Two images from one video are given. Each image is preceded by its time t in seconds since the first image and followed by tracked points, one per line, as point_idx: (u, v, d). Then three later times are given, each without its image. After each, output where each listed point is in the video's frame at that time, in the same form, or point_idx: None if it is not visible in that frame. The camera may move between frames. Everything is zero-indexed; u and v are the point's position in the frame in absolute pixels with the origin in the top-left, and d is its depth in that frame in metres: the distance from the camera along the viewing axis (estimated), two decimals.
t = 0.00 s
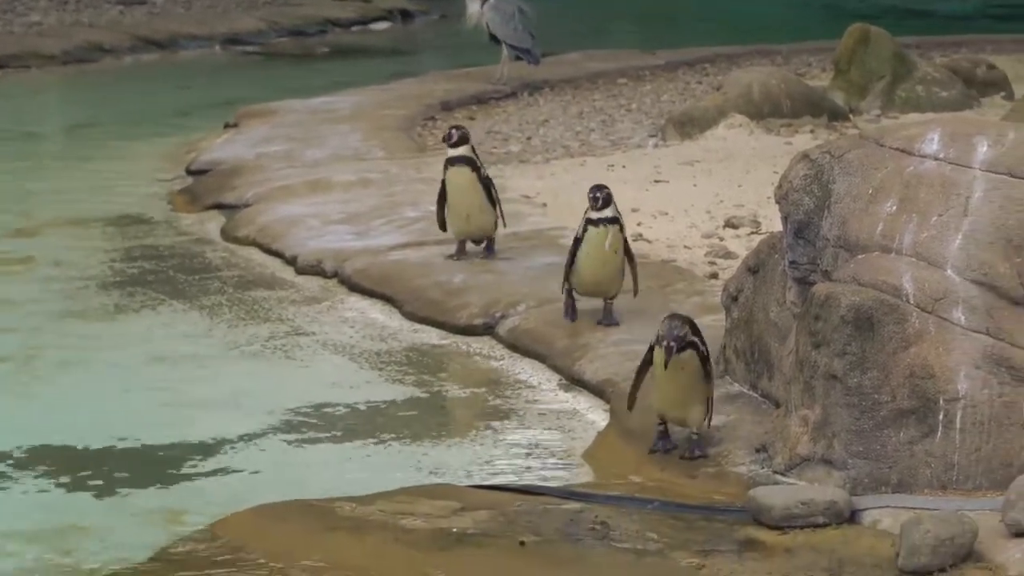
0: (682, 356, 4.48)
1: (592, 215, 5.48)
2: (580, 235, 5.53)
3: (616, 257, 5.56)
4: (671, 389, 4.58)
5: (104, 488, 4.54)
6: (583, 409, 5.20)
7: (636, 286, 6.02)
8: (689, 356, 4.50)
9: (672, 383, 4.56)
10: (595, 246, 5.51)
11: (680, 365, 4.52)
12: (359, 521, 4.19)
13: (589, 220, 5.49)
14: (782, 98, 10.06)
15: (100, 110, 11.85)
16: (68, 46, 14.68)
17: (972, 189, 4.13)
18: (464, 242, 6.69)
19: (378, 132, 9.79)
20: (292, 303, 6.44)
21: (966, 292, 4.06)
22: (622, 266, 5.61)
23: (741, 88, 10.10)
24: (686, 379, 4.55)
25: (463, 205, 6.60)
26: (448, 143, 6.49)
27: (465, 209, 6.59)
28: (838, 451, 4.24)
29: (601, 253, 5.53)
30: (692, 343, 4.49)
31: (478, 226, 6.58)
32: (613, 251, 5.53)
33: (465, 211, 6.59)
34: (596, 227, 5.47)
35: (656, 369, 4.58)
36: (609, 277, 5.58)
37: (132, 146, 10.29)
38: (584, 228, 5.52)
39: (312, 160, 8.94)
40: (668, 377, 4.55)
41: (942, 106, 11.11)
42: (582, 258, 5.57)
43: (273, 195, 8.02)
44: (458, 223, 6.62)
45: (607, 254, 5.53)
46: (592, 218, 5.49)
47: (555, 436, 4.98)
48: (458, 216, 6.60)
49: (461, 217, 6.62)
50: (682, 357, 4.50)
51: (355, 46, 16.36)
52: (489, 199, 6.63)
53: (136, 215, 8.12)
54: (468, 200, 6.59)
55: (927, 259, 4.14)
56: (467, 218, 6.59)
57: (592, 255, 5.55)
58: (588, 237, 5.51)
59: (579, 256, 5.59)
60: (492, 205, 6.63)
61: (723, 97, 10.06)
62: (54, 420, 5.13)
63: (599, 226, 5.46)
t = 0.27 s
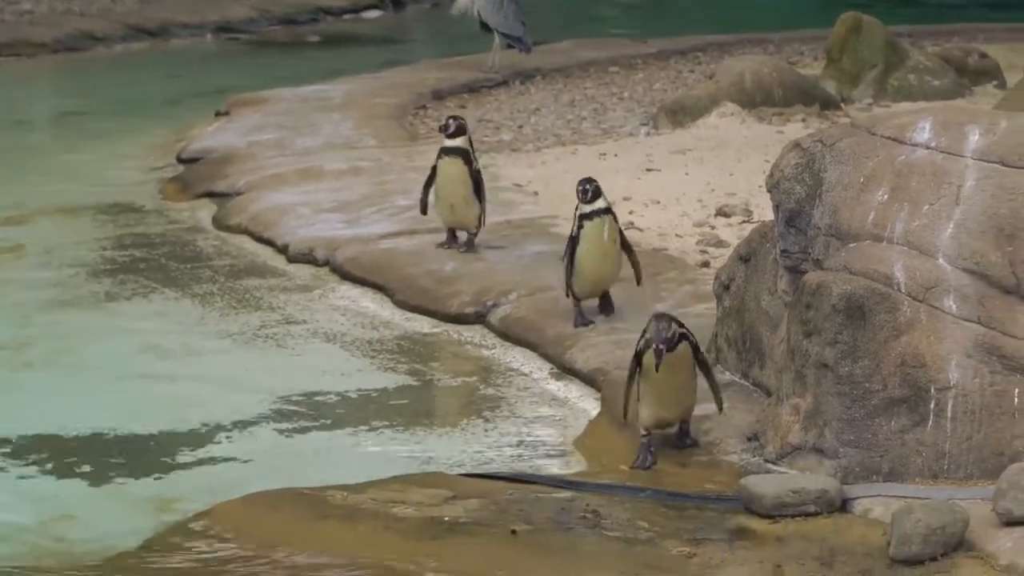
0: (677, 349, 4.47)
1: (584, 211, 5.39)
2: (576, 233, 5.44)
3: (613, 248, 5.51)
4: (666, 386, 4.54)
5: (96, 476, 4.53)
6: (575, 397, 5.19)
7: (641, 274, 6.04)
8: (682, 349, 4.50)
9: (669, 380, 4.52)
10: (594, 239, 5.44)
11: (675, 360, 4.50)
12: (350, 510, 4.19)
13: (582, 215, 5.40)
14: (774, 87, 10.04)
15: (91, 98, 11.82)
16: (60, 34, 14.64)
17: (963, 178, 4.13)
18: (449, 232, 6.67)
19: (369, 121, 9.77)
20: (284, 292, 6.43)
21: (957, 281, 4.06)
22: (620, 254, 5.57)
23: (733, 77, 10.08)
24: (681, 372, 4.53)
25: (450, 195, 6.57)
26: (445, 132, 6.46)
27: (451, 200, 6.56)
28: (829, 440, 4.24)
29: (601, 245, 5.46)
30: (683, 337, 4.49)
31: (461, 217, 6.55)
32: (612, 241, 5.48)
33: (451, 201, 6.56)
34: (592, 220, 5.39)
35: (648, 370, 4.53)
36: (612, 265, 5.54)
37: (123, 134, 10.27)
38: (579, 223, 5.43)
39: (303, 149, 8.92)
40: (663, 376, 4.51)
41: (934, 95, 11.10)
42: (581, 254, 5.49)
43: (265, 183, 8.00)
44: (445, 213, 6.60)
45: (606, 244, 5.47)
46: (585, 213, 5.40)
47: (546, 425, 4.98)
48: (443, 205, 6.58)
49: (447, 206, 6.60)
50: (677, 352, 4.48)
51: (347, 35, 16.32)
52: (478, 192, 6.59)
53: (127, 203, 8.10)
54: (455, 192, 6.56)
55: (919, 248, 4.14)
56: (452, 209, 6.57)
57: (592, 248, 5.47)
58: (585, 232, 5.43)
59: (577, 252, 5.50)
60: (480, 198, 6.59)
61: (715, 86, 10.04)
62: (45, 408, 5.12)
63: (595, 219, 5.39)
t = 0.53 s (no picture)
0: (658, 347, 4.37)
1: (600, 205, 5.28)
2: (588, 223, 5.33)
3: (619, 252, 5.37)
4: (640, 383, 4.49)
5: (92, 466, 4.53)
6: (571, 387, 5.19)
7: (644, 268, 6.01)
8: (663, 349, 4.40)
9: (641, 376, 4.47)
10: (600, 235, 5.32)
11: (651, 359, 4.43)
12: (347, 500, 4.19)
13: (597, 209, 5.29)
14: (769, 77, 10.05)
15: (86, 89, 11.80)
16: (55, 25, 14.62)
17: (959, 167, 4.13)
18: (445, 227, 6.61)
19: (365, 111, 9.76)
20: (280, 282, 6.42)
21: (952, 272, 4.07)
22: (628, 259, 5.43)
23: (729, 67, 10.08)
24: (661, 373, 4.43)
25: (443, 188, 6.52)
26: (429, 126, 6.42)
27: (445, 192, 6.51)
28: (825, 430, 4.25)
29: (605, 243, 5.34)
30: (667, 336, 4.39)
31: (458, 210, 6.50)
32: (618, 244, 5.35)
33: (446, 194, 6.51)
34: (603, 217, 5.27)
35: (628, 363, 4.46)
36: (613, 269, 5.40)
37: (119, 125, 10.25)
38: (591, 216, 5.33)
39: (299, 139, 8.91)
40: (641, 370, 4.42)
41: (929, 85, 11.10)
42: (585, 247, 5.39)
43: (261, 174, 8.00)
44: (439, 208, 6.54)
45: (611, 245, 5.34)
46: (600, 208, 5.29)
47: (542, 414, 4.97)
48: (438, 200, 6.52)
49: (442, 201, 6.54)
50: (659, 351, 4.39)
51: (342, 25, 16.30)
52: (469, 181, 6.56)
53: (123, 194, 8.09)
54: (447, 183, 6.52)
55: (914, 238, 4.15)
56: (447, 202, 6.52)
57: (596, 244, 5.36)
58: (594, 226, 5.32)
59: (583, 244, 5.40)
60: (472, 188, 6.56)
61: (711, 76, 10.04)
62: (41, 398, 5.11)
63: (606, 217, 5.26)
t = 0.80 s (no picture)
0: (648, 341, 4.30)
1: (593, 205, 5.27)
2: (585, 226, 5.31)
3: (623, 242, 5.36)
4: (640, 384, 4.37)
5: (89, 455, 4.52)
6: (567, 376, 5.19)
7: (643, 256, 6.02)
8: (654, 342, 4.32)
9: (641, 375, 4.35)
10: (603, 233, 5.31)
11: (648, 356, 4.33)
12: (344, 488, 4.19)
13: (592, 209, 5.28)
14: (765, 66, 10.04)
15: (82, 77, 11.79)
16: (51, 14, 14.60)
17: (956, 156, 4.13)
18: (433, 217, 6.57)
19: (361, 100, 9.75)
20: (276, 270, 6.42)
21: (949, 261, 4.07)
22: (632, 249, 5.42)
23: (726, 56, 10.07)
24: (654, 369, 4.35)
25: (437, 180, 6.48)
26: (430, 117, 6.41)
27: (437, 183, 6.47)
28: (822, 419, 4.25)
29: (610, 239, 5.32)
30: (657, 329, 4.32)
31: (448, 201, 6.46)
32: (621, 236, 5.34)
33: (438, 185, 6.47)
34: (602, 214, 5.27)
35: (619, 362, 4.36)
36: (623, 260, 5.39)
37: (115, 113, 10.24)
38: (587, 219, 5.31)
39: (295, 128, 8.90)
40: (633, 368, 4.34)
41: (926, 74, 11.09)
42: (591, 249, 5.35)
43: (257, 162, 7.99)
44: (431, 198, 6.51)
45: (616, 239, 5.33)
46: (595, 207, 5.28)
47: (539, 403, 4.97)
48: (430, 190, 6.49)
49: (434, 191, 6.51)
50: (649, 345, 4.32)
51: (339, 13, 16.27)
52: (464, 176, 6.52)
53: (120, 182, 8.08)
54: (441, 176, 6.47)
55: (911, 227, 4.15)
56: (439, 193, 6.48)
57: (601, 243, 5.33)
58: (594, 227, 5.30)
59: (586, 247, 5.36)
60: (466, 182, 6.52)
61: (707, 65, 10.03)
62: (37, 387, 5.11)
63: (605, 213, 5.26)
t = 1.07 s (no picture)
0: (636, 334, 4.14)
1: (608, 186, 5.16)
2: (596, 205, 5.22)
3: (631, 231, 5.25)
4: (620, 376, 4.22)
5: (83, 433, 4.53)
6: (562, 354, 5.20)
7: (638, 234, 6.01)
8: (643, 336, 4.16)
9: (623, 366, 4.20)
10: (610, 216, 5.21)
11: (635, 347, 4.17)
12: (339, 466, 4.20)
13: (604, 191, 5.18)
14: (761, 44, 10.02)
15: (76, 56, 11.75)
16: None
17: (951, 134, 4.14)
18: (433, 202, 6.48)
19: (356, 78, 9.73)
20: (271, 248, 6.42)
21: (944, 239, 4.07)
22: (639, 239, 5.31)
23: (721, 34, 10.05)
24: (639, 363, 4.19)
25: (438, 163, 6.42)
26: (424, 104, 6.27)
27: (439, 167, 6.40)
28: (816, 396, 4.24)
29: (616, 224, 5.22)
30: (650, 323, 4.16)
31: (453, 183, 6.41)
32: (629, 223, 5.23)
33: (441, 169, 6.41)
34: (613, 198, 5.16)
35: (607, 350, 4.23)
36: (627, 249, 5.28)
37: (109, 91, 10.21)
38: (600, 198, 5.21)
39: (290, 106, 8.88)
40: (619, 357, 4.19)
41: (921, 52, 11.06)
42: (597, 228, 5.27)
43: (251, 141, 7.98)
44: (432, 183, 6.41)
45: (622, 224, 5.23)
46: (608, 190, 5.17)
47: (534, 380, 4.97)
48: (433, 174, 6.39)
49: (434, 175, 6.42)
50: (637, 339, 4.15)
51: None
52: (462, 157, 6.50)
53: (114, 160, 8.06)
54: (442, 160, 6.41)
55: (906, 205, 4.15)
56: (442, 176, 6.41)
57: (607, 225, 5.24)
58: (604, 207, 5.21)
59: (592, 225, 5.29)
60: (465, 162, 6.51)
61: (702, 43, 10.01)
62: (31, 365, 5.11)
63: (615, 197, 5.16)
